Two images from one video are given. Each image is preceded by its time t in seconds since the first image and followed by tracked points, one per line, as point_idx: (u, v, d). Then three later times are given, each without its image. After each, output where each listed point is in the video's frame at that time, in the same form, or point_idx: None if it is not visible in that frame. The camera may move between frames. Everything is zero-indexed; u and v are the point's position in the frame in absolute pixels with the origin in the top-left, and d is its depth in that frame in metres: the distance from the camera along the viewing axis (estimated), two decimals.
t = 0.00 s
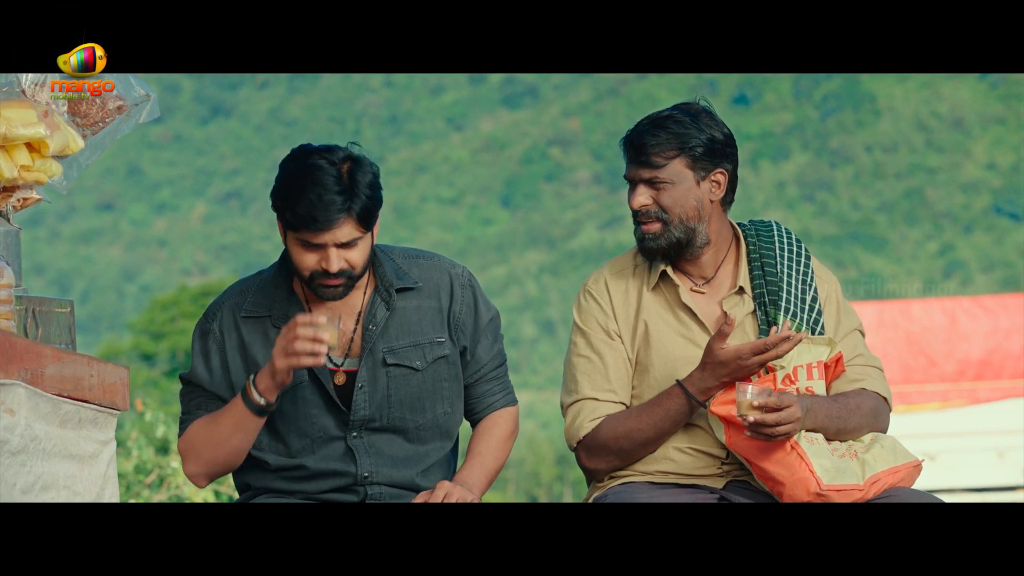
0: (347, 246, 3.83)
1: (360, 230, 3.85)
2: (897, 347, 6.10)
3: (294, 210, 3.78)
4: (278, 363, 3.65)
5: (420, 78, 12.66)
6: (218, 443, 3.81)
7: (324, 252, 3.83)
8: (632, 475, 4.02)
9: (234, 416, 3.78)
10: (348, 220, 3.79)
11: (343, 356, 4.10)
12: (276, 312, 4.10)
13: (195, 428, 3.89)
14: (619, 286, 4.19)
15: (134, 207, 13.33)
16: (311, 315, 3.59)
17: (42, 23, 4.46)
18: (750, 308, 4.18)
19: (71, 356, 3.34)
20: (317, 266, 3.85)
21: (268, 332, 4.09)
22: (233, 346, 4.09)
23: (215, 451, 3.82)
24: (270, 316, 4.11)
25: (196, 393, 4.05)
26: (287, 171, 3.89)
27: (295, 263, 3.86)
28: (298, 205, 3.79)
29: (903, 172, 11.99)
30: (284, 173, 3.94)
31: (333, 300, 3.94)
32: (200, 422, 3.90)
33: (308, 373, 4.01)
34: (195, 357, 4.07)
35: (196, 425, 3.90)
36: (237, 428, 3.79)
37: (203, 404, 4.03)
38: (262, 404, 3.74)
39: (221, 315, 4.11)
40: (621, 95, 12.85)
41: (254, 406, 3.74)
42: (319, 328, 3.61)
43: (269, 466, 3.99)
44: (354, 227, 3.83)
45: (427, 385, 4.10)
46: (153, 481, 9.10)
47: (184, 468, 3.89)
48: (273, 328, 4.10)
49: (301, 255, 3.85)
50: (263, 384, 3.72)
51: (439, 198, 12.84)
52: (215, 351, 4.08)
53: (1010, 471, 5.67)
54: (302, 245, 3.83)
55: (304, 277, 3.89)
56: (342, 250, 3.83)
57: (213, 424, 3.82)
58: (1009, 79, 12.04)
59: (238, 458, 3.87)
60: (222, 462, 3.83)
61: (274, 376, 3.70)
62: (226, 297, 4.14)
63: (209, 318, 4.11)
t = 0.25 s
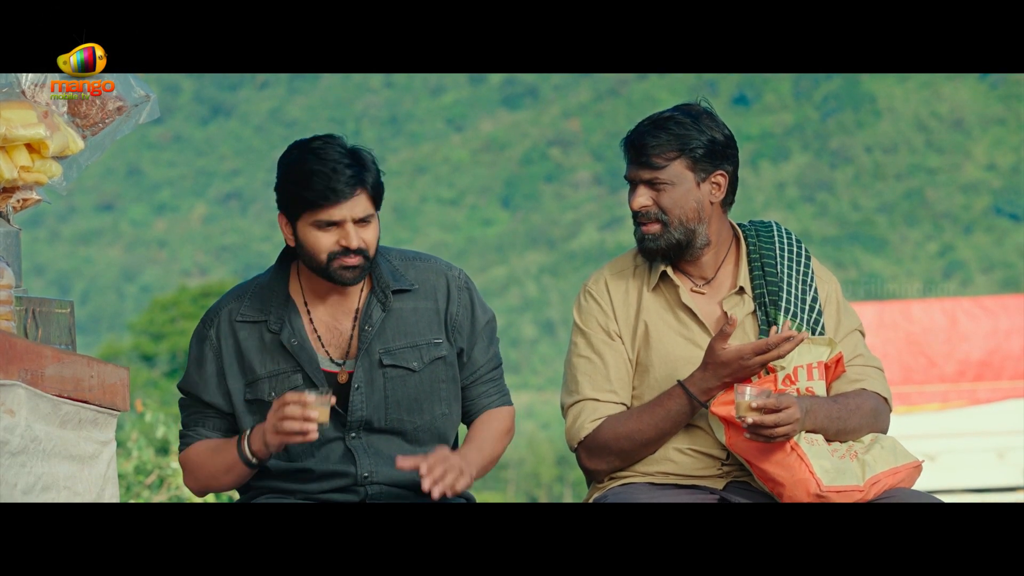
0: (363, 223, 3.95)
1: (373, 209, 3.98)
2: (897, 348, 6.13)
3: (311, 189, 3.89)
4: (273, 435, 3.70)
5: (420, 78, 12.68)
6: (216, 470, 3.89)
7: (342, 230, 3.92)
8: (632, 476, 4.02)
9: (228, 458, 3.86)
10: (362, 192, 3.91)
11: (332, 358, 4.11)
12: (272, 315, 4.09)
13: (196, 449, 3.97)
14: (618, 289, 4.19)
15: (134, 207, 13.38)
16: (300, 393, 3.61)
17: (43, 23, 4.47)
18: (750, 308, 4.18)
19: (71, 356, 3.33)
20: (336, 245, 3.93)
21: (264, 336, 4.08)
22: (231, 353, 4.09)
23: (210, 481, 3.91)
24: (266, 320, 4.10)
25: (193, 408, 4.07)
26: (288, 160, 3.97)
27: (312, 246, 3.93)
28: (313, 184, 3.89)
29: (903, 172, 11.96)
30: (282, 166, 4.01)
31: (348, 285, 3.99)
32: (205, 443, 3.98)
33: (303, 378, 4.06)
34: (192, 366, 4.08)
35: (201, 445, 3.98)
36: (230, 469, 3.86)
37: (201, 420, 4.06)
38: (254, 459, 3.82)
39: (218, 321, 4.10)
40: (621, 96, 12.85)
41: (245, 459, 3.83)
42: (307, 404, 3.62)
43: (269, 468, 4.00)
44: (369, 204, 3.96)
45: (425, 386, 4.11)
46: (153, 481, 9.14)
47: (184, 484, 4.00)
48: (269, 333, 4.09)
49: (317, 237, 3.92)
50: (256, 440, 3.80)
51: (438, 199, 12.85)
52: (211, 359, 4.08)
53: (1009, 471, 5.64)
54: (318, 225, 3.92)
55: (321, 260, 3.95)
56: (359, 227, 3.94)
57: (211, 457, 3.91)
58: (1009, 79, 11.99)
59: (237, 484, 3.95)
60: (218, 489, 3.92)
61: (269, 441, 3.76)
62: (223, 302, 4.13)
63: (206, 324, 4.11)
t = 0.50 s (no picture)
0: (380, 214, 4.04)
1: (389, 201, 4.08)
2: (897, 348, 6.14)
3: (331, 176, 3.99)
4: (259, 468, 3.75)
5: (420, 78, 12.68)
6: (213, 485, 3.94)
7: (360, 219, 4.01)
8: (631, 477, 4.02)
9: (222, 478, 3.91)
10: (378, 182, 4.01)
11: (332, 357, 4.11)
12: (272, 314, 4.10)
13: (198, 455, 3.99)
14: (617, 289, 4.19)
15: (134, 207, 13.43)
16: (282, 427, 3.65)
17: (43, 23, 4.45)
18: (750, 308, 4.18)
19: (71, 356, 3.33)
20: (352, 234, 4.00)
21: (264, 335, 4.09)
22: (230, 353, 4.09)
23: (206, 490, 3.97)
24: (266, 319, 4.11)
25: (194, 411, 4.06)
26: (304, 153, 4.06)
27: (329, 236, 3.99)
28: (332, 172, 3.99)
29: (903, 172, 11.94)
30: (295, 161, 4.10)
31: (361, 279, 4.03)
32: (206, 451, 3.99)
33: (302, 377, 4.06)
34: (192, 367, 4.08)
35: (203, 452, 3.99)
36: (223, 487, 3.92)
37: (202, 424, 4.05)
38: (243, 483, 3.87)
39: (218, 320, 4.11)
40: (621, 96, 12.87)
41: (236, 480, 3.88)
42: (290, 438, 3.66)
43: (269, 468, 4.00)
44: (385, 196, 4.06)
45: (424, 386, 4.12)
46: (154, 482, 9.17)
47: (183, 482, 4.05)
48: (268, 331, 4.10)
49: (334, 227, 4.00)
50: (246, 469, 3.84)
51: (438, 199, 12.90)
52: (211, 358, 4.08)
53: (1008, 472, 5.69)
54: (336, 213, 4.01)
55: (337, 250, 4.00)
56: (376, 217, 4.04)
57: (207, 471, 3.95)
58: (1009, 79, 12.00)
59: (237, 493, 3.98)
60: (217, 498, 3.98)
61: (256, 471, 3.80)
62: (224, 301, 4.15)
63: (206, 323, 4.12)
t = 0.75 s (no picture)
0: (387, 207, 4.06)
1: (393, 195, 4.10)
2: (896, 348, 6.14)
3: (337, 172, 4.00)
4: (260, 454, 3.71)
5: (419, 78, 12.71)
6: (215, 479, 3.90)
7: (369, 212, 4.03)
8: (631, 477, 4.01)
9: (226, 469, 3.87)
10: (384, 175, 4.03)
11: (334, 355, 4.11)
12: (274, 312, 4.10)
13: (200, 451, 3.97)
14: (619, 287, 4.19)
15: (134, 208, 13.43)
16: (282, 413, 3.60)
17: (43, 23, 4.43)
18: (750, 307, 4.18)
19: (71, 357, 3.33)
20: (362, 227, 4.01)
21: (266, 333, 4.09)
22: (232, 350, 4.09)
23: (208, 485, 3.93)
24: (268, 317, 4.10)
25: (196, 408, 4.07)
26: (305, 150, 4.07)
27: (339, 230, 4.00)
28: (338, 167, 4.00)
29: (903, 172, 11.94)
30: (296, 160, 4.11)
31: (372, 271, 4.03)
32: (209, 446, 3.98)
33: (304, 375, 4.06)
34: (194, 363, 4.09)
35: (204, 448, 3.98)
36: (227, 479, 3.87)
37: (204, 422, 4.05)
38: (247, 474, 3.82)
39: (220, 318, 4.12)
40: (621, 96, 12.83)
41: (241, 471, 3.82)
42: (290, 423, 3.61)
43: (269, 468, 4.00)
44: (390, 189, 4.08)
45: (425, 386, 4.12)
46: (153, 482, 9.17)
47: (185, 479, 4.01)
48: (270, 329, 4.10)
49: (344, 221, 4.01)
50: (249, 458, 3.78)
51: (438, 199, 12.92)
52: (213, 355, 4.08)
53: (1009, 472, 5.69)
54: (344, 208, 4.02)
55: (347, 244, 4.01)
56: (384, 211, 4.05)
57: (211, 463, 3.91)
58: (1009, 79, 12.02)
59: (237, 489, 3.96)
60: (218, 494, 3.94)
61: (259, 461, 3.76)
62: (226, 299, 4.15)
63: (209, 320, 4.13)
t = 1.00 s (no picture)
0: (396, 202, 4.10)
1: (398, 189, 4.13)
2: (897, 348, 6.14)
3: (347, 171, 4.01)
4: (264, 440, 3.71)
5: (420, 78, 12.73)
6: (217, 473, 3.87)
7: (382, 208, 4.05)
8: (632, 477, 4.01)
9: (229, 461, 3.84)
10: (392, 170, 4.06)
11: (338, 354, 4.11)
12: (275, 311, 4.10)
13: (201, 447, 3.96)
14: (620, 287, 4.19)
15: (134, 208, 13.44)
16: (284, 397, 3.60)
17: (44, 23, 4.43)
18: (751, 307, 4.17)
19: (71, 357, 3.33)
20: (379, 224, 4.03)
21: (267, 332, 4.09)
22: (234, 350, 4.10)
23: (210, 480, 3.90)
24: (269, 316, 4.10)
25: (198, 405, 4.07)
26: (306, 153, 4.07)
27: (355, 228, 4.01)
28: (347, 166, 4.01)
29: (903, 172, 12.00)
30: (296, 163, 4.10)
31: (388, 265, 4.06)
32: (209, 443, 3.96)
33: (307, 374, 4.06)
34: (196, 363, 4.09)
35: (205, 444, 3.96)
36: (230, 471, 3.84)
37: (205, 419, 4.06)
38: (250, 464, 3.80)
39: (222, 317, 4.12)
40: (621, 96, 12.90)
41: (244, 462, 3.81)
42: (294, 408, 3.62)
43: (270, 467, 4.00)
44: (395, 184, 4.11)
45: (426, 385, 4.12)
46: (154, 482, 9.17)
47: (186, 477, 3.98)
48: (272, 328, 4.10)
49: (359, 219, 4.02)
50: (251, 447, 3.77)
51: (439, 199, 12.93)
52: (215, 354, 4.09)
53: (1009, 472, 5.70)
54: (357, 206, 4.03)
55: (364, 242, 4.03)
56: (394, 205, 4.09)
57: (214, 457, 3.89)
58: (1009, 79, 12.05)
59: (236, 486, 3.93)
60: (219, 490, 3.91)
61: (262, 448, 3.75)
62: (228, 298, 4.15)
63: (211, 319, 4.13)
